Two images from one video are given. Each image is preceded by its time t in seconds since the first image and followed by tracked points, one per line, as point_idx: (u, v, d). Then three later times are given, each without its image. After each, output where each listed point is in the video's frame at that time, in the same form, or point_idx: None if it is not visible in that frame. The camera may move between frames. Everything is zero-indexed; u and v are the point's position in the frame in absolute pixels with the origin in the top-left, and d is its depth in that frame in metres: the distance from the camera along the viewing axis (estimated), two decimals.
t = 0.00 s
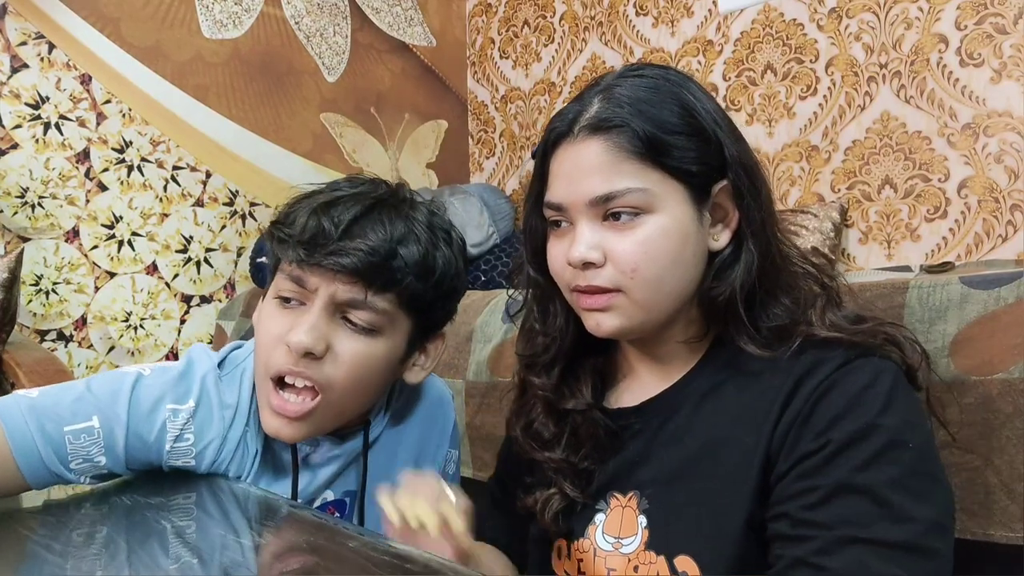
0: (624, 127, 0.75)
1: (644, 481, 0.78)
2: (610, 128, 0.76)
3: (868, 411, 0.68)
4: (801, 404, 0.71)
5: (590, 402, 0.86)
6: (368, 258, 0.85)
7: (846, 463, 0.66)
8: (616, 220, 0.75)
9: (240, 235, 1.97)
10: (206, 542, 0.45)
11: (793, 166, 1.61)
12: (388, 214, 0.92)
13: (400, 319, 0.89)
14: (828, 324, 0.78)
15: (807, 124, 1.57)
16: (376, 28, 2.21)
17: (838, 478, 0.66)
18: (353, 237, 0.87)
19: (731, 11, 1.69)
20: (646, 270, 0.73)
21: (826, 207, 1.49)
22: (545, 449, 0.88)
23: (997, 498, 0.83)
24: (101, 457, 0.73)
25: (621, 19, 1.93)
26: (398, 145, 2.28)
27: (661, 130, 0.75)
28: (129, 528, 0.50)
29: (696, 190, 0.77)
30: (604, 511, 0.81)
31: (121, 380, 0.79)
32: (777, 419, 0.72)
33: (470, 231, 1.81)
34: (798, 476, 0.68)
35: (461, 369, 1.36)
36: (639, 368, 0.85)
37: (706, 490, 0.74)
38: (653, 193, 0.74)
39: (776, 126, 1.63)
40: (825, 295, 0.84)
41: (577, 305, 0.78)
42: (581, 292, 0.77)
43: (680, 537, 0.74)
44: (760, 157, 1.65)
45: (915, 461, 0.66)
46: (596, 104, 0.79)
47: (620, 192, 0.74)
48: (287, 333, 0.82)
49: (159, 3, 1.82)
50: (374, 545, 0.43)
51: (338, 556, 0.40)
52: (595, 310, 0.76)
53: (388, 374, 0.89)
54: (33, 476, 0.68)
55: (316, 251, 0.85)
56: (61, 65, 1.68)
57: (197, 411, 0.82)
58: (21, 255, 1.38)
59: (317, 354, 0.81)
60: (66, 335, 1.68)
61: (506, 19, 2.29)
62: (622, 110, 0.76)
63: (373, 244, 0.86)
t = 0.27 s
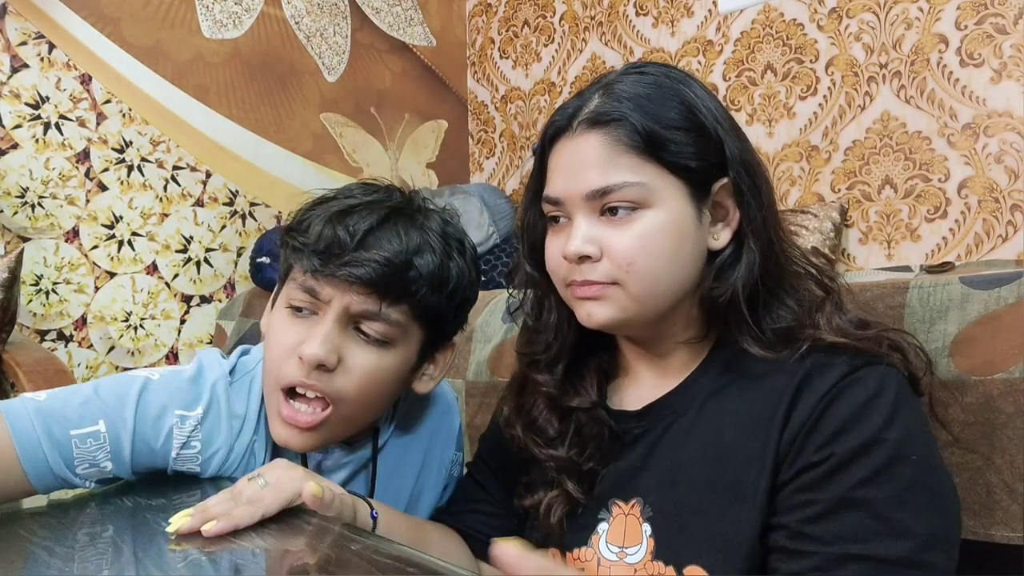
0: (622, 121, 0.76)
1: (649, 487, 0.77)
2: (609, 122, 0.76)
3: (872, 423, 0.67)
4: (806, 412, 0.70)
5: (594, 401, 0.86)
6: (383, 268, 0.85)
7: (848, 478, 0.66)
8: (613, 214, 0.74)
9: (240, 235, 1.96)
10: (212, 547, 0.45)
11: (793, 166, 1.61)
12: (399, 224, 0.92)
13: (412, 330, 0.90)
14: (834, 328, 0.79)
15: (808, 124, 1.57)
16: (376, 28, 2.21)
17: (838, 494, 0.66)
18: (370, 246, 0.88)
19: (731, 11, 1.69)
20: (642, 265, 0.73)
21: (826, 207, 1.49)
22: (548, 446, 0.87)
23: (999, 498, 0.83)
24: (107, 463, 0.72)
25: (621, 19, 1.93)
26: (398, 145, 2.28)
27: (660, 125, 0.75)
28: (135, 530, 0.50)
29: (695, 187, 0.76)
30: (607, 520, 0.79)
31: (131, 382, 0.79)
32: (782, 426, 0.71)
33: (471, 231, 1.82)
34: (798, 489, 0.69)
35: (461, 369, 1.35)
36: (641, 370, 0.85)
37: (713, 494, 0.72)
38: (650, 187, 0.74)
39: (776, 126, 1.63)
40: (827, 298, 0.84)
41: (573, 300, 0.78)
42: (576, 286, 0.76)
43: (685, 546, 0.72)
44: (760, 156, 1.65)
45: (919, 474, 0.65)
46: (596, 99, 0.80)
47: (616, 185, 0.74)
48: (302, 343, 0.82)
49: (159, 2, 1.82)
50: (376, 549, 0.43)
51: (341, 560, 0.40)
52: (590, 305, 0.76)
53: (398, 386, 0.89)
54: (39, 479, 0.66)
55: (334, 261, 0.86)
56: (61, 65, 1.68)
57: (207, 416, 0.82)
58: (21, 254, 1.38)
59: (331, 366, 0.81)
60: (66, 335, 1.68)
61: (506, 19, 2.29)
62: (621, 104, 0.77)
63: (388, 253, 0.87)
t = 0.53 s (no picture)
0: (629, 115, 0.76)
1: (637, 486, 0.77)
2: (617, 116, 0.76)
3: (852, 419, 0.67)
4: (787, 411, 0.70)
5: (586, 402, 0.86)
6: (408, 229, 0.95)
7: (823, 475, 0.66)
8: (617, 209, 0.74)
9: (240, 235, 1.96)
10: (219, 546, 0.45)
11: (793, 166, 1.61)
12: (404, 203, 1.01)
13: (427, 295, 0.97)
14: (822, 327, 0.77)
15: (807, 124, 1.57)
16: (376, 28, 2.21)
17: (811, 490, 0.66)
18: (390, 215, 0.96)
19: (731, 11, 1.69)
20: (645, 261, 0.73)
21: (826, 207, 1.49)
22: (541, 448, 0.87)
23: (998, 498, 0.83)
24: (113, 460, 0.72)
25: (621, 19, 1.93)
26: (397, 145, 2.28)
27: (667, 121, 0.75)
28: (142, 527, 0.50)
29: (697, 186, 0.76)
30: (598, 518, 0.80)
31: (133, 381, 0.78)
32: (765, 424, 0.71)
33: (470, 231, 1.81)
34: (777, 485, 0.68)
35: (461, 369, 1.35)
36: (636, 370, 0.85)
37: (700, 495, 0.73)
38: (657, 183, 0.74)
39: (776, 126, 1.63)
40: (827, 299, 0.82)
41: (574, 295, 0.77)
42: (578, 283, 0.76)
43: (673, 545, 0.73)
44: (760, 156, 1.65)
45: (898, 471, 0.64)
46: (601, 93, 0.79)
47: (623, 180, 0.73)
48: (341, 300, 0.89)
49: (159, 2, 1.82)
50: (376, 548, 0.44)
51: (345, 560, 0.40)
52: (592, 301, 0.75)
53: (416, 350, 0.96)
54: (47, 481, 0.68)
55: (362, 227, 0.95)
56: (61, 65, 1.68)
57: (214, 406, 0.82)
58: (21, 255, 1.38)
59: (370, 320, 0.88)
60: (66, 335, 1.68)
61: (506, 19, 2.29)
62: (627, 99, 0.77)
63: (409, 219, 0.97)
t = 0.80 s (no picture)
0: (672, 110, 0.73)
1: (635, 492, 0.72)
2: (661, 110, 0.72)
3: (857, 431, 0.62)
4: (792, 420, 0.65)
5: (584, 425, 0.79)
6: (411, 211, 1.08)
7: (825, 487, 0.62)
8: (669, 204, 0.69)
9: (240, 235, 1.96)
10: (247, 552, 0.46)
11: (793, 166, 1.61)
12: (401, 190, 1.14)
13: (424, 273, 1.09)
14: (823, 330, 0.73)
15: (808, 124, 1.57)
16: (376, 28, 2.21)
17: (811, 503, 0.62)
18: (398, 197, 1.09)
19: (731, 11, 1.69)
20: (702, 259, 0.69)
21: (826, 207, 1.49)
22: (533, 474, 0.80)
23: (998, 498, 0.83)
24: (153, 418, 0.84)
25: (621, 19, 1.93)
26: (397, 145, 2.28)
27: (702, 120, 0.74)
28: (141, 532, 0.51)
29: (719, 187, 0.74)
30: (594, 527, 0.75)
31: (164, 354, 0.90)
32: (769, 432, 0.66)
33: (471, 231, 1.82)
34: (776, 496, 0.64)
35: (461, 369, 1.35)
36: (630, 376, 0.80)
37: (701, 502, 0.68)
38: (703, 181, 0.71)
39: (776, 126, 1.63)
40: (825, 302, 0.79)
41: (613, 297, 0.70)
42: (624, 285, 0.69)
43: (668, 555, 0.68)
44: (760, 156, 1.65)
45: (899, 486, 0.61)
46: (631, 87, 0.75)
47: (678, 175, 0.69)
48: (365, 269, 1.01)
49: (159, 3, 1.82)
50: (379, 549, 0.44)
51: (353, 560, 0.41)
52: (642, 303, 0.69)
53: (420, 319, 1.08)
54: (102, 441, 0.79)
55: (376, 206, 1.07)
56: (61, 65, 1.68)
57: (238, 371, 0.94)
58: (21, 255, 1.38)
59: (394, 285, 1.01)
60: (66, 334, 1.68)
61: (506, 19, 2.29)
62: (665, 93, 0.74)
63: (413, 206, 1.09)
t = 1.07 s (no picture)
0: (675, 114, 0.71)
1: (634, 496, 0.72)
2: (664, 114, 0.71)
3: (854, 442, 0.61)
4: (788, 430, 0.64)
5: (590, 426, 0.77)
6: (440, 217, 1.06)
7: (822, 501, 0.61)
8: (667, 209, 0.68)
9: (240, 235, 1.96)
10: None
11: (793, 166, 1.61)
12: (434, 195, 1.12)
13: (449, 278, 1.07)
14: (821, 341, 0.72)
15: (808, 124, 1.57)
16: (376, 28, 2.21)
17: (808, 516, 0.61)
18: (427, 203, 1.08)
19: (731, 11, 1.69)
20: (700, 265, 0.68)
21: (826, 207, 1.49)
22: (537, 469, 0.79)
23: (999, 498, 0.83)
24: (191, 389, 0.88)
25: (621, 19, 1.93)
26: (397, 145, 2.28)
27: (707, 122, 0.72)
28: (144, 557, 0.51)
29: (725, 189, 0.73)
30: (591, 529, 0.74)
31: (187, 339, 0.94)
32: (765, 442, 0.66)
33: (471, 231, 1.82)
34: (773, 509, 0.64)
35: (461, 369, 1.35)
36: (631, 379, 0.79)
37: (700, 508, 0.67)
38: (704, 185, 0.69)
39: (776, 126, 1.63)
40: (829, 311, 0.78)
41: (610, 303, 0.70)
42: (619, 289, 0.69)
43: (662, 564, 0.68)
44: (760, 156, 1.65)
45: (898, 500, 0.60)
46: (637, 89, 0.73)
47: (676, 179, 0.68)
48: (383, 271, 1.01)
49: (159, 2, 1.82)
50: None
51: None
52: (636, 307, 0.69)
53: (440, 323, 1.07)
54: (154, 413, 0.83)
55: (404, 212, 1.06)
56: (60, 65, 1.68)
57: (255, 350, 0.98)
58: (21, 255, 1.38)
59: (410, 288, 1.00)
60: (65, 335, 1.68)
61: (506, 19, 2.29)
62: (670, 97, 0.72)
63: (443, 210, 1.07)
